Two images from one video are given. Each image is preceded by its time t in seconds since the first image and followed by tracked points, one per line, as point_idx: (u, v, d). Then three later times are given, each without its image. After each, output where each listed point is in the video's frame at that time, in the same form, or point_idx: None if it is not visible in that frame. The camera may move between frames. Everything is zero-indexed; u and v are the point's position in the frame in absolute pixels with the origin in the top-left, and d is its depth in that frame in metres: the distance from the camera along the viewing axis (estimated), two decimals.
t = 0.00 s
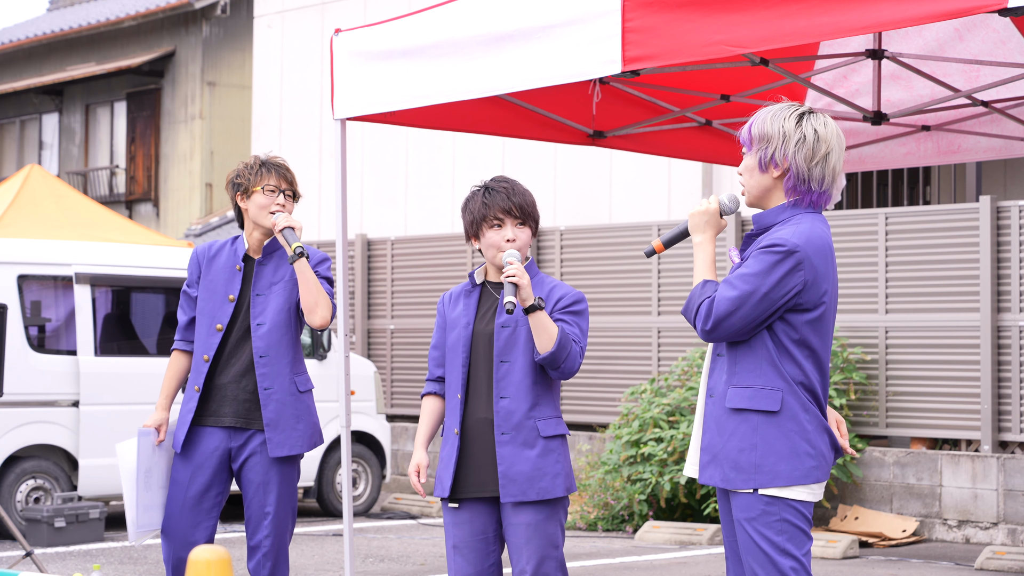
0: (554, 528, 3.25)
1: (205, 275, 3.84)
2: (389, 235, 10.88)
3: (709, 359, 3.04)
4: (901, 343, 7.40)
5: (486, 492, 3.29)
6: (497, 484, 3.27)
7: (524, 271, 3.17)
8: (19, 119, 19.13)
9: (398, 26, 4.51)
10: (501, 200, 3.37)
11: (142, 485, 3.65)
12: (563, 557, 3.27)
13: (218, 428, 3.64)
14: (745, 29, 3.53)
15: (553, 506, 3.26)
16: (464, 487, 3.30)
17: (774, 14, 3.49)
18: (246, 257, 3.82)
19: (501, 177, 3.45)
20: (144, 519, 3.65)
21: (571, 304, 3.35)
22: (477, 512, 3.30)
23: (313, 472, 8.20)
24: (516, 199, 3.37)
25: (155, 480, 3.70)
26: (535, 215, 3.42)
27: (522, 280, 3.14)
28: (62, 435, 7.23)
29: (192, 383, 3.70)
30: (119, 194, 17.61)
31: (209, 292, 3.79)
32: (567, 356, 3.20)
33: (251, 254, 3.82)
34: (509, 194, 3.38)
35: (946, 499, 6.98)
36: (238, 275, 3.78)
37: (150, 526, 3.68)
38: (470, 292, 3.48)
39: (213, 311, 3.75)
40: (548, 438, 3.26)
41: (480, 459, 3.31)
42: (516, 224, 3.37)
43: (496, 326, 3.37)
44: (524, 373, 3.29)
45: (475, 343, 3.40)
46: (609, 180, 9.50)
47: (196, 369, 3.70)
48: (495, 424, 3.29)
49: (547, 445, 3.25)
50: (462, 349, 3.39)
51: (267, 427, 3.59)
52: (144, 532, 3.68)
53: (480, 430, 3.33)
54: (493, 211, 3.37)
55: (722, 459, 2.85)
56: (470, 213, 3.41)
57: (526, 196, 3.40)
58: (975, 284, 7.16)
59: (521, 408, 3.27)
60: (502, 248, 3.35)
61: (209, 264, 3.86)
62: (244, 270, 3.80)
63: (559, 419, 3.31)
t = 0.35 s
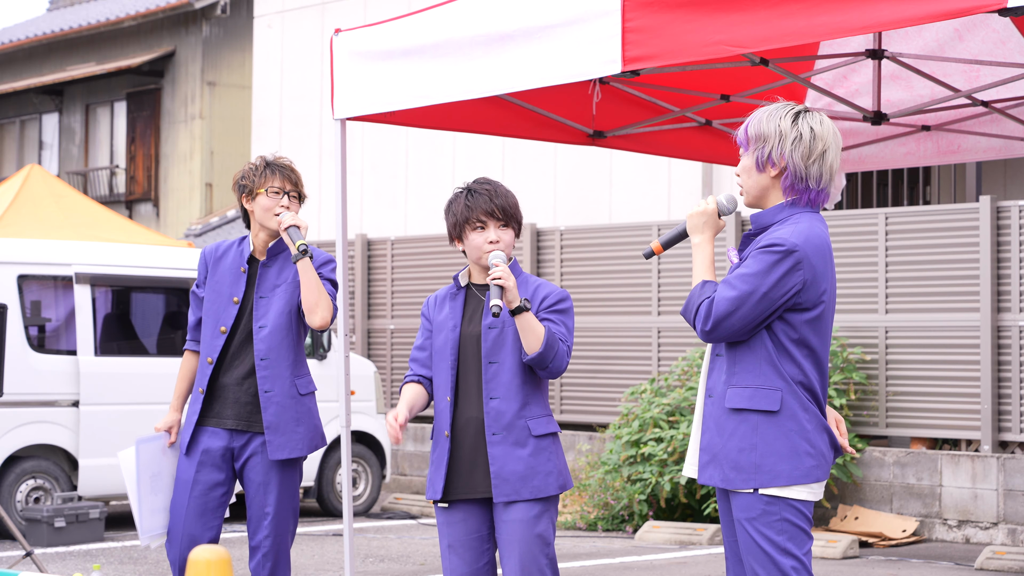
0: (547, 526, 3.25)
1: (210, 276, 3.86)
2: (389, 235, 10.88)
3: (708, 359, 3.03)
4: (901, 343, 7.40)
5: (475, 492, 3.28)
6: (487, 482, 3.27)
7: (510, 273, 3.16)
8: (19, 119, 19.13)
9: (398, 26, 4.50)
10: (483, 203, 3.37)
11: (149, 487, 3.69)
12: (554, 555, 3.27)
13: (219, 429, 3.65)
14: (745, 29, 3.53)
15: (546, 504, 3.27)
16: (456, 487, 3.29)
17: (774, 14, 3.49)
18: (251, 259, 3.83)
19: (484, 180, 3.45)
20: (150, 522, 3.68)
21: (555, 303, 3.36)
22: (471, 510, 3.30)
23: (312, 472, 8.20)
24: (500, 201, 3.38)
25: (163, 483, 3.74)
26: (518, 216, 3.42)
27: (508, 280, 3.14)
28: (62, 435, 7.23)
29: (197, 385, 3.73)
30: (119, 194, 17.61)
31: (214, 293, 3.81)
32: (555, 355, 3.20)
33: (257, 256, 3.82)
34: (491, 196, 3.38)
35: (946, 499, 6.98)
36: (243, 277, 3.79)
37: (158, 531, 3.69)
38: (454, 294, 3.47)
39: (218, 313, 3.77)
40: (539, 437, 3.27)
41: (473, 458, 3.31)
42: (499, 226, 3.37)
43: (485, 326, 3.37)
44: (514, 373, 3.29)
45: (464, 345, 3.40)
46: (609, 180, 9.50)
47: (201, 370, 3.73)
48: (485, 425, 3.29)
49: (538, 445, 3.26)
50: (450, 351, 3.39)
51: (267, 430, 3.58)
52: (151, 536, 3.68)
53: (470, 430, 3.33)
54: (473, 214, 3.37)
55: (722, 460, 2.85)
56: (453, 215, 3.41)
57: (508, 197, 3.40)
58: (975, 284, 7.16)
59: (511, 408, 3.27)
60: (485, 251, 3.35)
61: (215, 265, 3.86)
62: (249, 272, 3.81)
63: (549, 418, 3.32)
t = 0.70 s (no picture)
0: (547, 525, 3.25)
1: (216, 274, 3.87)
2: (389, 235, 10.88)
3: (709, 359, 3.03)
4: (901, 343, 7.40)
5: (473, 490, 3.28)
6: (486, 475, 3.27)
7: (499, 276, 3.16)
8: (19, 119, 19.13)
9: (398, 26, 4.50)
10: (471, 206, 3.37)
11: (148, 481, 3.68)
12: (553, 555, 3.24)
13: (213, 430, 3.66)
14: (746, 29, 3.53)
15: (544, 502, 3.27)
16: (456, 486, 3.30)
17: (775, 14, 3.49)
18: (255, 261, 3.83)
19: (483, 181, 3.45)
20: (146, 515, 3.67)
21: (553, 303, 3.38)
22: (469, 509, 3.29)
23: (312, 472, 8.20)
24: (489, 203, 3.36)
25: (163, 477, 3.74)
26: (510, 217, 3.38)
27: (495, 285, 3.14)
28: (63, 435, 7.23)
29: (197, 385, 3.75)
30: (119, 194, 17.60)
31: (218, 293, 3.83)
32: (549, 355, 3.21)
33: (259, 258, 3.81)
34: (479, 198, 3.37)
35: (946, 499, 6.98)
36: (246, 280, 3.80)
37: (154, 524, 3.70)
38: (456, 286, 3.50)
39: (219, 314, 3.78)
40: (537, 437, 3.28)
41: (472, 456, 3.30)
42: (486, 229, 3.36)
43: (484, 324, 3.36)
44: (513, 371, 3.30)
45: (465, 338, 3.40)
46: (609, 180, 9.50)
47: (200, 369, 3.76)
48: (486, 423, 3.29)
49: (536, 444, 3.27)
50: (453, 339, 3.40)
51: (262, 436, 3.57)
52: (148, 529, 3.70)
53: (470, 428, 3.33)
54: (461, 216, 3.38)
55: (723, 459, 2.85)
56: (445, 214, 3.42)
57: (500, 199, 3.37)
58: (974, 284, 7.16)
59: (511, 406, 3.28)
60: (474, 253, 3.38)
61: (222, 264, 3.87)
62: (252, 274, 3.81)
63: (548, 417, 3.33)
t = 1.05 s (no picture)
0: (553, 526, 3.25)
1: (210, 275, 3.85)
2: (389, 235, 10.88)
3: (709, 359, 3.04)
4: (901, 343, 7.40)
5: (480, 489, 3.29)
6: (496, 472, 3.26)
7: (511, 277, 3.19)
8: (19, 119, 19.13)
9: (398, 26, 4.50)
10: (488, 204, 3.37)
11: (141, 480, 3.74)
12: (562, 556, 3.26)
13: (205, 432, 3.66)
14: (746, 29, 3.54)
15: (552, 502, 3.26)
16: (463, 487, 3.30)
17: (775, 14, 3.49)
18: (248, 263, 3.82)
19: (504, 180, 3.45)
20: (140, 515, 3.72)
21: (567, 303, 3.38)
22: (475, 511, 3.30)
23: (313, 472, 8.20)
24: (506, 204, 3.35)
25: (154, 477, 3.80)
26: (527, 218, 3.39)
27: (506, 285, 3.17)
28: (63, 435, 7.23)
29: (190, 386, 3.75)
30: (119, 194, 17.60)
31: (212, 295, 3.81)
32: (562, 355, 3.21)
33: (252, 260, 3.81)
34: (498, 197, 3.37)
35: (946, 499, 6.98)
36: (239, 282, 3.79)
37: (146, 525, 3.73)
38: (472, 280, 3.51)
39: (213, 317, 3.77)
40: (548, 436, 3.28)
41: (480, 456, 3.30)
42: (503, 228, 3.37)
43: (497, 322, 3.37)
44: (527, 369, 3.30)
45: (480, 336, 3.41)
46: (609, 180, 9.50)
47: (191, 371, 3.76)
48: (495, 421, 3.29)
49: (546, 443, 3.27)
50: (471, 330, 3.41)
51: (253, 440, 3.59)
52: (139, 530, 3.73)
53: (481, 427, 3.33)
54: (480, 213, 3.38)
55: (724, 460, 2.85)
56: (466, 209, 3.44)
57: (519, 200, 3.37)
58: (975, 284, 7.16)
59: (523, 404, 3.28)
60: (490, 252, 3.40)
61: (215, 265, 3.85)
62: (245, 276, 3.80)
63: (559, 418, 3.34)
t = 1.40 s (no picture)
0: (557, 528, 3.26)
1: (169, 276, 3.84)
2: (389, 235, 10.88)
3: (710, 353, 3.03)
4: (901, 343, 7.40)
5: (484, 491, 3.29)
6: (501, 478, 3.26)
7: (517, 275, 3.21)
8: (19, 119, 19.13)
9: (399, 26, 4.50)
10: (502, 205, 3.36)
11: (124, 495, 3.75)
12: (565, 558, 3.27)
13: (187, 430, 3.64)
14: (746, 29, 3.54)
15: (555, 505, 3.26)
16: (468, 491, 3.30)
17: (775, 14, 3.49)
18: (209, 257, 3.83)
19: (516, 180, 3.44)
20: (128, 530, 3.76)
21: (577, 305, 3.38)
22: (480, 514, 3.29)
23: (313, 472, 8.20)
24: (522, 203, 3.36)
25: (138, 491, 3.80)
26: (541, 217, 3.38)
27: (512, 283, 3.20)
28: (63, 435, 7.22)
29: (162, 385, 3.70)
30: (119, 194, 17.60)
31: (175, 294, 3.79)
32: (565, 357, 3.21)
33: (213, 253, 3.81)
34: (511, 198, 3.36)
35: (946, 499, 6.98)
36: (202, 276, 3.78)
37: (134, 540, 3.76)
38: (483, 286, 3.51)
39: (180, 313, 3.76)
40: (553, 439, 3.28)
41: (485, 458, 3.30)
42: (516, 228, 3.37)
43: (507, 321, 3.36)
44: (533, 370, 3.30)
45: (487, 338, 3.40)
46: (609, 180, 9.50)
47: (165, 370, 3.72)
48: (501, 422, 3.29)
49: (552, 446, 3.27)
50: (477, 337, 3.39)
51: (240, 428, 3.59)
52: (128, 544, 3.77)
53: (488, 431, 3.32)
54: (491, 214, 3.38)
55: (731, 461, 2.84)
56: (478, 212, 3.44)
57: (533, 199, 3.37)
58: (975, 284, 7.16)
59: (529, 406, 3.28)
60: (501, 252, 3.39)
61: (175, 266, 3.84)
62: (207, 270, 3.80)
63: (566, 420, 3.33)
